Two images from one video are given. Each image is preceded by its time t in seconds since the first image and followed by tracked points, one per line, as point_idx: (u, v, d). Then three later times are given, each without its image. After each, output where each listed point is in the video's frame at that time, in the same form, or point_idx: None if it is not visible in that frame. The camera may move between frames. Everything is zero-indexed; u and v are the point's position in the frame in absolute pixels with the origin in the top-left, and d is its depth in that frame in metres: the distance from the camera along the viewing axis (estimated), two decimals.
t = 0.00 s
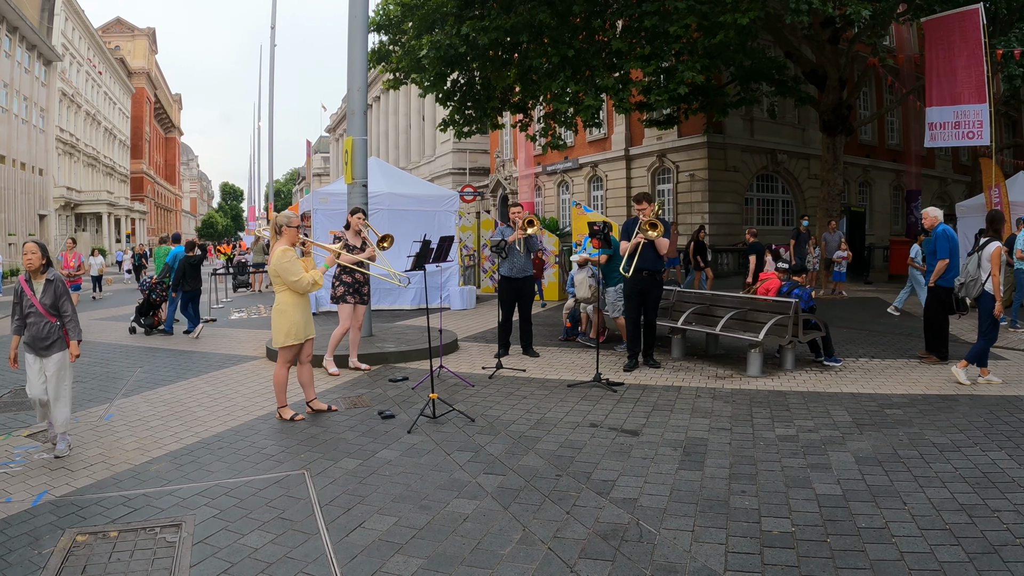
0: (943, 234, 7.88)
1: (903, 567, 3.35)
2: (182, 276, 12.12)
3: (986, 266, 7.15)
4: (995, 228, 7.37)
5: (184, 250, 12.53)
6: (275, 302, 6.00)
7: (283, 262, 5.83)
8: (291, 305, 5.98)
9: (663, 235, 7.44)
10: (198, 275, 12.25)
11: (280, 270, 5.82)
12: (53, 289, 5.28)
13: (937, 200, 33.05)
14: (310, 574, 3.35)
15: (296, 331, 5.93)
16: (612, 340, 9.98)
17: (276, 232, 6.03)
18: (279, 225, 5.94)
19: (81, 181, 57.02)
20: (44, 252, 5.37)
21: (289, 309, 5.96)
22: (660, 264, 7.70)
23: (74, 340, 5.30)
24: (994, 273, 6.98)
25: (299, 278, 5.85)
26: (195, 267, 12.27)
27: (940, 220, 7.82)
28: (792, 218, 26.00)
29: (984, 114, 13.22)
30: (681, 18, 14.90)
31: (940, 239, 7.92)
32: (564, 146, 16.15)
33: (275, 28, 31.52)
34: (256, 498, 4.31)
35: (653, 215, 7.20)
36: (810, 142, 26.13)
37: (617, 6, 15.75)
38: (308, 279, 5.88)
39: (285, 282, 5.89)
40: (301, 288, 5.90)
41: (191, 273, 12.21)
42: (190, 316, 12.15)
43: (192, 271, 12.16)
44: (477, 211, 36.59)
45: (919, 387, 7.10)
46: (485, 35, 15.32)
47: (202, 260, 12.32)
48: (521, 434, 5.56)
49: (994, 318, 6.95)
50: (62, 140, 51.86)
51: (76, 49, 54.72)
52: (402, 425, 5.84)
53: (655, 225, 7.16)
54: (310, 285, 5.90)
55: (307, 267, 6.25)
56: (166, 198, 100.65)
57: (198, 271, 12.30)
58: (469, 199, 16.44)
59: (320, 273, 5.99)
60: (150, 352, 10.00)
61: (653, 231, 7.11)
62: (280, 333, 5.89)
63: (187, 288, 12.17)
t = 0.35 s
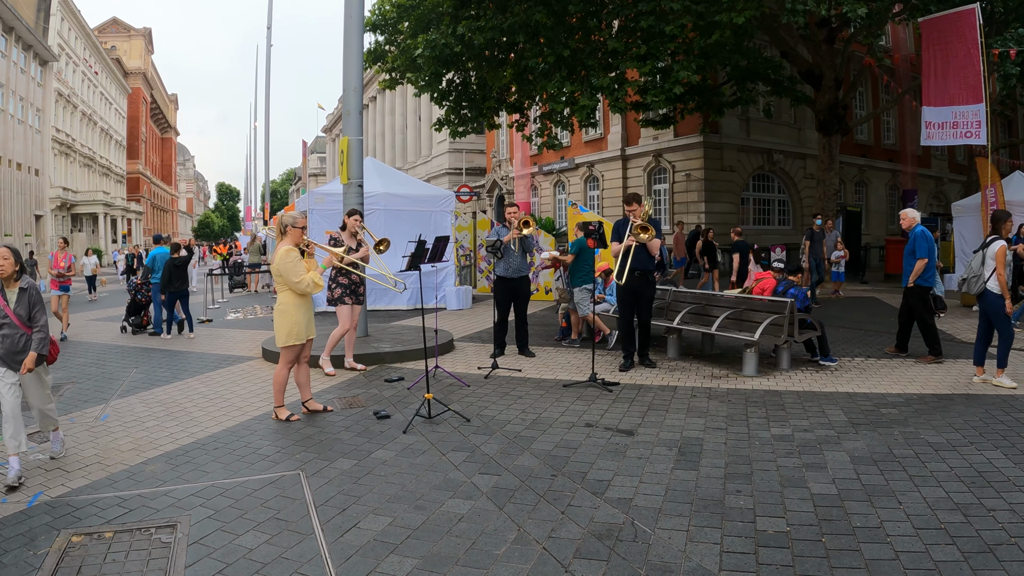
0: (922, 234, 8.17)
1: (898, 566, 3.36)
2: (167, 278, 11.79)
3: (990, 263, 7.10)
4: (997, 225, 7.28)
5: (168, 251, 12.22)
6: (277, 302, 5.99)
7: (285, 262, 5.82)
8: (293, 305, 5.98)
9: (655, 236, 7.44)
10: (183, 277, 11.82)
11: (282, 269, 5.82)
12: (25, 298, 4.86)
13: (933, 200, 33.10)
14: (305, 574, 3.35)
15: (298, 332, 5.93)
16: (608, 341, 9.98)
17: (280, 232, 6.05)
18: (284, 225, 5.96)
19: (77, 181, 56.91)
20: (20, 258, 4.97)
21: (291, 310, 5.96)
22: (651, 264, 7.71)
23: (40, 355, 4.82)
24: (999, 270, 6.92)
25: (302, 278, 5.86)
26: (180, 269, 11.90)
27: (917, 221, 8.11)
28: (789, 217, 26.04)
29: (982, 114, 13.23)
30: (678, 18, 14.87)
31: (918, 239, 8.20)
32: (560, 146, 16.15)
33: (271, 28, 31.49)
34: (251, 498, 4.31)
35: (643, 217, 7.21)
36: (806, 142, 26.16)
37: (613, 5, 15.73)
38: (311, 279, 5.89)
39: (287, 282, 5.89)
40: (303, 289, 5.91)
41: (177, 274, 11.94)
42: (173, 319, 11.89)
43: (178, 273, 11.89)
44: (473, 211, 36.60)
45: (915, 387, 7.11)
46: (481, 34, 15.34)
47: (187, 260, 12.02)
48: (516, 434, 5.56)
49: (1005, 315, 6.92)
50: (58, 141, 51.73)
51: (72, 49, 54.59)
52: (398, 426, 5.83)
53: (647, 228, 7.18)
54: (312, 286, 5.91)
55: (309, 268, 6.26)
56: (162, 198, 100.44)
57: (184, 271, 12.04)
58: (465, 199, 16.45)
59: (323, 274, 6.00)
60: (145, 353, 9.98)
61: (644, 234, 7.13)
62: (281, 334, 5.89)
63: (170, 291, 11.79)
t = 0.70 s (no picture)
0: (899, 231, 8.68)
1: (892, 566, 3.36)
2: (150, 280, 11.87)
3: (1001, 266, 7.01)
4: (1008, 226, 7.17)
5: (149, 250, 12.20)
6: (277, 302, 5.98)
7: (286, 262, 5.83)
8: (293, 305, 5.97)
9: (648, 235, 7.45)
10: (167, 278, 11.90)
11: (282, 269, 5.82)
12: None
13: (929, 200, 33.16)
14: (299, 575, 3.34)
15: (298, 331, 5.93)
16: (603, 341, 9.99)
17: (281, 232, 6.06)
18: (284, 225, 5.96)
19: (72, 181, 56.78)
20: None
21: (291, 310, 5.95)
22: (644, 264, 7.73)
23: (8, 349, 4.22)
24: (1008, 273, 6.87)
25: (301, 278, 5.86)
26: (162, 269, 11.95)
27: (895, 219, 8.65)
28: (785, 217, 26.07)
29: (978, 114, 13.19)
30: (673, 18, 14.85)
31: (897, 236, 8.69)
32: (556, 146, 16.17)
33: (267, 28, 31.46)
34: (246, 498, 4.31)
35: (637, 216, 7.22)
36: (802, 141, 26.19)
37: (609, 5, 15.72)
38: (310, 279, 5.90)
39: (286, 282, 5.89)
40: (302, 289, 5.90)
41: (160, 273, 12.02)
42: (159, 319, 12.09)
43: (161, 273, 11.95)
44: (469, 211, 36.63)
45: (911, 386, 7.12)
46: (477, 34, 15.37)
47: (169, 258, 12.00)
48: (511, 434, 5.56)
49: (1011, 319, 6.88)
50: (53, 141, 51.59)
51: (67, 49, 54.45)
52: (392, 426, 5.84)
53: (640, 226, 7.17)
54: (311, 285, 5.91)
55: (308, 268, 6.26)
56: (159, 199, 100.26)
57: (167, 268, 12.09)
58: (461, 199, 16.47)
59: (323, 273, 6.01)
60: (141, 353, 9.98)
61: (637, 234, 7.12)
62: (281, 333, 5.88)
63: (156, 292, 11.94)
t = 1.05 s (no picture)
0: (875, 233, 8.69)
1: (889, 566, 3.36)
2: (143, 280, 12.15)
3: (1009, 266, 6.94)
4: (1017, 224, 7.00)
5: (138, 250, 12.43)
6: (276, 302, 5.97)
7: (284, 261, 5.82)
8: (292, 304, 5.96)
9: (641, 234, 7.45)
10: (159, 278, 12.20)
11: (280, 269, 5.81)
12: None
13: (924, 200, 33.23)
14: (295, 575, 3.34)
15: (297, 331, 5.91)
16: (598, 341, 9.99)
17: (279, 231, 6.05)
18: (282, 225, 5.95)
19: (67, 182, 56.61)
20: None
21: (290, 309, 5.94)
22: (639, 263, 7.73)
23: None
24: (1008, 274, 6.79)
25: (300, 278, 5.84)
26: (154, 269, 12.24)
27: (872, 220, 8.69)
28: (781, 217, 26.11)
29: (974, 114, 13.20)
30: (669, 18, 14.89)
31: (872, 238, 8.71)
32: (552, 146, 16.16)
33: (262, 28, 31.41)
34: (241, 499, 4.29)
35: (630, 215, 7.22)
36: (797, 141, 26.25)
37: (604, 5, 15.71)
38: (309, 278, 5.88)
39: (285, 282, 5.88)
40: (301, 288, 5.89)
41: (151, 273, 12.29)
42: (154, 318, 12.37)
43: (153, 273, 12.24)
44: (465, 212, 36.65)
45: (907, 386, 7.13)
46: (473, 35, 15.37)
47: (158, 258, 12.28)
48: (506, 434, 5.56)
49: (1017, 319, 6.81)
50: (49, 142, 51.45)
51: (62, 49, 54.30)
52: (388, 426, 5.83)
53: (633, 225, 7.18)
54: (310, 284, 5.89)
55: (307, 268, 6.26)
56: (154, 199, 99.98)
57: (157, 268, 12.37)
58: (456, 199, 16.45)
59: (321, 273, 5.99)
60: (136, 354, 9.95)
61: (630, 233, 7.12)
62: (281, 333, 5.86)
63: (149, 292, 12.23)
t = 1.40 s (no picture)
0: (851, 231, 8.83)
1: (887, 566, 3.36)
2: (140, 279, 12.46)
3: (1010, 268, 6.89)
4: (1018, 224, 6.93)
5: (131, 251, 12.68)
6: (275, 302, 5.95)
7: (282, 261, 5.80)
8: (291, 304, 5.94)
9: (636, 234, 7.44)
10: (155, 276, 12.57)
11: (278, 269, 5.79)
12: None
13: (920, 199, 33.32)
14: None
15: (297, 330, 5.89)
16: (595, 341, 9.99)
17: (275, 232, 6.02)
18: (277, 225, 5.92)
19: (63, 181, 56.42)
20: None
21: (289, 309, 5.92)
22: (633, 263, 7.73)
23: None
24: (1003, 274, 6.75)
25: (298, 277, 5.82)
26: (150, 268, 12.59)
27: (849, 218, 8.82)
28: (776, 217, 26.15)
29: (970, 114, 13.25)
30: (665, 18, 14.90)
31: (849, 237, 8.84)
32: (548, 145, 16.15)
33: (258, 28, 31.33)
34: (238, 500, 4.28)
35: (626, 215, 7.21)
36: (793, 141, 26.30)
37: (600, 5, 15.70)
38: (307, 278, 5.85)
39: (284, 282, 5.86)
40: (300, 288, 5.87)
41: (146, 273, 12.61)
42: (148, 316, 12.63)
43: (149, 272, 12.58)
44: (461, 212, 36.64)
45: (903, 386, 7.14)
46: (469, 35, 15.35)
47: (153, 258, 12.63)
48: (503, 434, 5.55)
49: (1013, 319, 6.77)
50: (44, 141, 51.24)
51: (58, 48, 54.09)
52: (385, 426, 5.82)
53: (628, 225, 7.18)
54: (308, 284, 5.86)
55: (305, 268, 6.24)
56: (149, 199, 99.65)
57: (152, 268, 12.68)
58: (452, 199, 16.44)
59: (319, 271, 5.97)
60: (132, 354, 9.92)
61: (625, 233, 7.13)
62: (281, 333, 5.84)
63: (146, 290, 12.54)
